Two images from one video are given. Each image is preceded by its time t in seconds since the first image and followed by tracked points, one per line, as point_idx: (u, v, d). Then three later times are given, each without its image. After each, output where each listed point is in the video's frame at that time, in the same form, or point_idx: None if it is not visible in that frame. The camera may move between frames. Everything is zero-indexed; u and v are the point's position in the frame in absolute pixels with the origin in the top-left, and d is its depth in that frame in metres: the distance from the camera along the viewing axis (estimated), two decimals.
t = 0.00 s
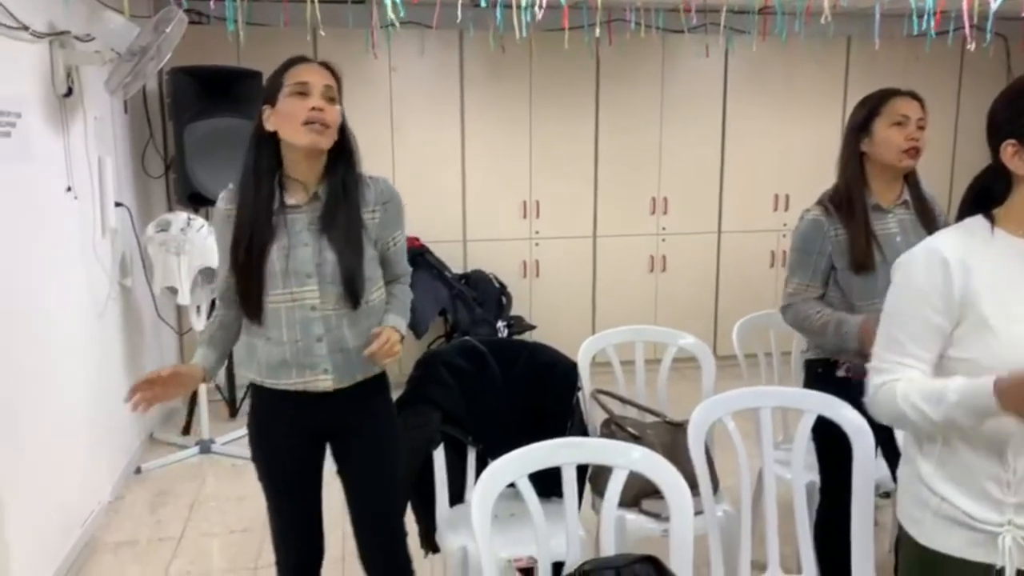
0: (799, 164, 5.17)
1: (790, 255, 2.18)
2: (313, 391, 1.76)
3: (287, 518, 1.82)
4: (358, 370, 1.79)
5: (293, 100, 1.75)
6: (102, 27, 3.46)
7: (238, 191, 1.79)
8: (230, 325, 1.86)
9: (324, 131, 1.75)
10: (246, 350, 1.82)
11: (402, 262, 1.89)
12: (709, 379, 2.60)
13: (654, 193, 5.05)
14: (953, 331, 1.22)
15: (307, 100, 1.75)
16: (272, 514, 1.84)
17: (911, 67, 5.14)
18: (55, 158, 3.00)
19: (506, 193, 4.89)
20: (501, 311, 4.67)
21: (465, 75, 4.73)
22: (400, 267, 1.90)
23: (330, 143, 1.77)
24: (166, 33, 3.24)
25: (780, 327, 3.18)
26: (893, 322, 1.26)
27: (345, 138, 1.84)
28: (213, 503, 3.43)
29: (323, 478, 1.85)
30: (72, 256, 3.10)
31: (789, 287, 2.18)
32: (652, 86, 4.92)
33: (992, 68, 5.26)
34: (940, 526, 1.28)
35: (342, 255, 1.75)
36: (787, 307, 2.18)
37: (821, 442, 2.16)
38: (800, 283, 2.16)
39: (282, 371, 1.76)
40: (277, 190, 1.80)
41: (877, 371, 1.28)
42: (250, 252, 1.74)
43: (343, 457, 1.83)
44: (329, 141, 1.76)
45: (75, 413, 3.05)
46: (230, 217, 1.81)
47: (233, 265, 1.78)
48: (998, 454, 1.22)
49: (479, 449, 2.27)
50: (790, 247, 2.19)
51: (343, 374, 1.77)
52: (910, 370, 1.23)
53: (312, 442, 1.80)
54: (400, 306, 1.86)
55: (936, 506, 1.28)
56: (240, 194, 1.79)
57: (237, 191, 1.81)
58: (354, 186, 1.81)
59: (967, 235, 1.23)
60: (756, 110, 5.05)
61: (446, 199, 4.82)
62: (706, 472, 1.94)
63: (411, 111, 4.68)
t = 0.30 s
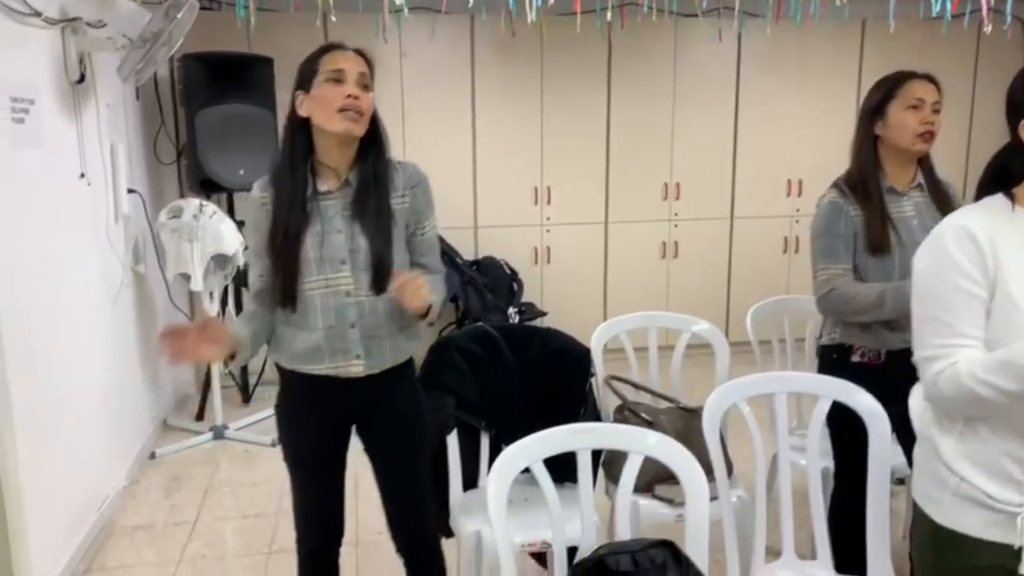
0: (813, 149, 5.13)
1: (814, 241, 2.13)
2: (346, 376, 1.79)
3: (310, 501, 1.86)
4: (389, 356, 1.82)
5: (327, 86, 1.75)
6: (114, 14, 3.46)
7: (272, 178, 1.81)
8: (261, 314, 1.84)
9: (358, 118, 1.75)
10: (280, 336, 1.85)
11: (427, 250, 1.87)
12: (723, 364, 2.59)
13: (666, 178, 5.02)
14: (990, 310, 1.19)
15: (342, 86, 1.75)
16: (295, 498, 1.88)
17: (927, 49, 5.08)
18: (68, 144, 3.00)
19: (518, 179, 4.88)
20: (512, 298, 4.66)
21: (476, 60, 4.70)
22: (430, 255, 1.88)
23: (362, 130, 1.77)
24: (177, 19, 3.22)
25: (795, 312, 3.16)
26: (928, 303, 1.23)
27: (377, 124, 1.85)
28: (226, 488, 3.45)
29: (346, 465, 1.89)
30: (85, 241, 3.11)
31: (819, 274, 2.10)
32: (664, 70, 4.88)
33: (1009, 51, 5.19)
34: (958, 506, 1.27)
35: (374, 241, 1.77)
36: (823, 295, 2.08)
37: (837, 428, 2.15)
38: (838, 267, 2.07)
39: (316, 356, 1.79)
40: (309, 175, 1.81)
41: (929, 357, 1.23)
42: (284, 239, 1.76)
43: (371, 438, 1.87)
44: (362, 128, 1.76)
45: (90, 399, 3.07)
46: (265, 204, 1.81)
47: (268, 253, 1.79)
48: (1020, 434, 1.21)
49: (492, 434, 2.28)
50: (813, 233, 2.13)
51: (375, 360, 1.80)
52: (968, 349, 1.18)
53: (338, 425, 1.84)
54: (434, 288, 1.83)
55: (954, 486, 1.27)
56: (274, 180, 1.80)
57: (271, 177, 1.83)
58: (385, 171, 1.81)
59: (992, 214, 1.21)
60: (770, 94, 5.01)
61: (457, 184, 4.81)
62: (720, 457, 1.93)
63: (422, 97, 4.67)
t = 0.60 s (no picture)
0: (819, 139, 5.11)
1: (824, 235, 2.11)
2: (373, 362, 1.79)
3: (332, 489, 1.87)
4: (415, 342, 1.82)
5: (353, 76, 1.74)
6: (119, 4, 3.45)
7: (295, 166, 1.81)
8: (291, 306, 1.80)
9: (383, 108, 1.75)
10: (306, 324, 1.84)
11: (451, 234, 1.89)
12: (731, 355, 2.58)
13: (672, 169, 5.00)
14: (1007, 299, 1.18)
15: (368, 76, 1.74)
16: (317, 485, 1.89)
17: (935, 38, 5.04)
18: (74, 135, 2.99)
19: (523, 170, 4.86)
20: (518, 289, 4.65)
21: (481, 50, 4.68)
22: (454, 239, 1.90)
23: (387, 119, 1.77)
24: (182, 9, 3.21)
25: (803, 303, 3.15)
26: (948, 297, 1.22)
27: (400, 113, 1.84)
28: (234, 478, 3.46)
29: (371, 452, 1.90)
30: (92, 232, 3.11)
31: (832, 267, 2.08)
32: (670, 60, 4.86)
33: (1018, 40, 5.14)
34: (967, 497, 1.26)
35: (401, 226, 1.78)
36: (841, 287, 2.05)
37: (846, 418, 2.14)
38: (851, 260, 2.05)
39: (344, 343, 1.79)
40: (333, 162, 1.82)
41: (958, 355, 1.20)
42: (309, 227, 1.76)
43: (395, 426, 1.87)
44: (387, 117, 1.76)
45: (97, 390, 3.07)
46: (289, 190, 1.81)
47: (292, 239, 1.79)
48: None
49: (499, 424, 2.29)
50: (823, 226, 2.11)
51: (402, 346, 1.80)
52: (998, 346, 1.17)
53: (363, 411, 1.84)
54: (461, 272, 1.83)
55: (963, 477, 1.27)
56: (297, 168, 1.80)
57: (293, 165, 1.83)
58: (407, 158, 1.82)
59: (1006, 203, 1.21)
60: (776, 83, 4.98)
61: (462, 175, 4.80)
62: (729, 447, 1.93)
63: (427, 88, 4.65)
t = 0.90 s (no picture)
0: (819, 128, 5.09)
1: (818, 220, 2.12)
2: (400, 350, 1.79)
3: (354, 478, 1.86)
4: (442, 330, 1.82)
5: (381, 68, 1.73)
6: None
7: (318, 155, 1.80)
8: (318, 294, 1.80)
9: (410, 102, 1.74)
10: (334, 313, 1.84)
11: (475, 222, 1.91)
12: (732, 346, 2.57)
13: (671, 158, 4.99)
14: (989, 294, 1.19)
15: (396, 69, 1.73)
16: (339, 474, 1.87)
17: (936, 26, 5.02)
18: (71, 125, 2.97)
19: (522, 159, 4.85)
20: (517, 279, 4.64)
21: (480, 39, 4.65)
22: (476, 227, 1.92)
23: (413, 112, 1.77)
24: None
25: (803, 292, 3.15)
26: (926, 282, 1.23)
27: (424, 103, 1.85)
28: (234, 469, 3.46)
29: (394, 446, 1.89)
30: (90, 223, 3.10)
31: (817, 253, 2.11)
32: (670, 48, 4.83)
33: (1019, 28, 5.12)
34: (970, 488, 1.26)
35: (428, 214, 1.79)
36: (818, 274, 2.10)
37: (846, 408, 2.15)
38: (835, 249, 2.08)
39: (371, 331, 1.79)
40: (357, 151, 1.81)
41: (911, 334, 1.24)
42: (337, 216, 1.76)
43: (420, 412, 1.87)
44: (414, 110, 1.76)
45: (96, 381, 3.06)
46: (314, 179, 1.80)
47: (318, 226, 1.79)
48: None
49: (500, 415, 2.29)
50: (818, 212, 2.13)
51: (428, 334, 1.80)
52: (950, 334, 1.20)
53: (390, 397, 1.83)
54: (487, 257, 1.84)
55: (965, 468, 1.26)
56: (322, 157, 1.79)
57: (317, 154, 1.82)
58: (431, 148, 1.83)
59: (1010, 198, 1.19)
60: (776, 72, 4.96)
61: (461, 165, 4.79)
62: (730, 438, 1.92)
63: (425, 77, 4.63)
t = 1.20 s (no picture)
0: (811, 124, 5.10)
1: (805, 211, 2.14)
2: (405, 348, 1.79)
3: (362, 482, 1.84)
4: (448, 328, 1.82)
5: (391, 67, 1.72)
6: None
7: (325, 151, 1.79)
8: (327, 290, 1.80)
9: (419, 99, 1.73)
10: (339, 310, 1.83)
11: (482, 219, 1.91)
12: (724, 341, 2.58)
13: (663, 154, 4.99)
14: (975, 289, 1.21)
15: (407, 67, 1.73)
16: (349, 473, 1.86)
17: (926, 22, 5.04)
18: (60, 120, 2.95)
19: (514, 155, 4.84)
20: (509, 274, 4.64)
21: (471, 34, 4.64)
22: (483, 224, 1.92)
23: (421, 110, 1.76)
24: None
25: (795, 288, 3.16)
26: (908, 268, 1.26)
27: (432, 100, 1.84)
28: (225, 465, 3.45)
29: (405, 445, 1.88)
30: (79, 219, 3.08)
31: (797, 242, 2.14)
32: (662, 44, 4.83)
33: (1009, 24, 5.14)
34: (964, 482, 1.26)
35: (435, 213, 1.78)
36: (795, 261, 2.14)
37: (839, 404, 2.15)
38: (813, 240, 2.11)
39: (376, 328, 1.78)
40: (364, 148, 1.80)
41: (886, 314, 1.30)
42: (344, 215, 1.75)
43: (427, 410, 1.87)
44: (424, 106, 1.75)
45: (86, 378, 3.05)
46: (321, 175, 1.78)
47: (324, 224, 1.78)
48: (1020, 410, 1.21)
49: (493, 411, 2.31)
50: (806, 204, 2.14)
51: (433, 332, 1.80)
52: (920, 319, 1.25)
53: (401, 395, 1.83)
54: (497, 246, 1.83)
55: (960, 462, 1.27)
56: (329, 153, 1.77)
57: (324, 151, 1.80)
58: (438, 145, 1.82)
59: (1011, 194, 1.19)
60: (768, 68, 4.97)
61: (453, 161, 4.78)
62: (723, 434, 1.92)
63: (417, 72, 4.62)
